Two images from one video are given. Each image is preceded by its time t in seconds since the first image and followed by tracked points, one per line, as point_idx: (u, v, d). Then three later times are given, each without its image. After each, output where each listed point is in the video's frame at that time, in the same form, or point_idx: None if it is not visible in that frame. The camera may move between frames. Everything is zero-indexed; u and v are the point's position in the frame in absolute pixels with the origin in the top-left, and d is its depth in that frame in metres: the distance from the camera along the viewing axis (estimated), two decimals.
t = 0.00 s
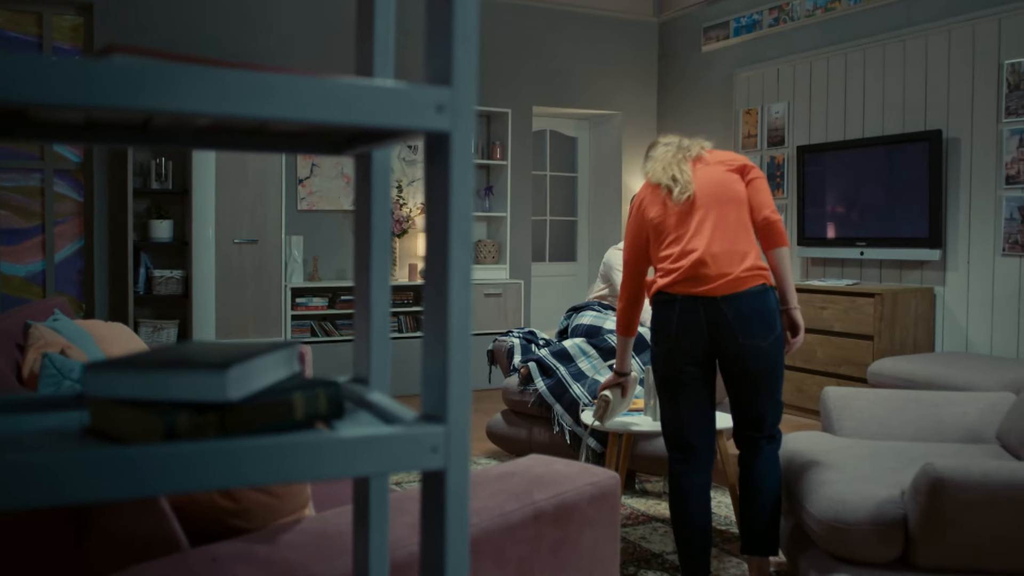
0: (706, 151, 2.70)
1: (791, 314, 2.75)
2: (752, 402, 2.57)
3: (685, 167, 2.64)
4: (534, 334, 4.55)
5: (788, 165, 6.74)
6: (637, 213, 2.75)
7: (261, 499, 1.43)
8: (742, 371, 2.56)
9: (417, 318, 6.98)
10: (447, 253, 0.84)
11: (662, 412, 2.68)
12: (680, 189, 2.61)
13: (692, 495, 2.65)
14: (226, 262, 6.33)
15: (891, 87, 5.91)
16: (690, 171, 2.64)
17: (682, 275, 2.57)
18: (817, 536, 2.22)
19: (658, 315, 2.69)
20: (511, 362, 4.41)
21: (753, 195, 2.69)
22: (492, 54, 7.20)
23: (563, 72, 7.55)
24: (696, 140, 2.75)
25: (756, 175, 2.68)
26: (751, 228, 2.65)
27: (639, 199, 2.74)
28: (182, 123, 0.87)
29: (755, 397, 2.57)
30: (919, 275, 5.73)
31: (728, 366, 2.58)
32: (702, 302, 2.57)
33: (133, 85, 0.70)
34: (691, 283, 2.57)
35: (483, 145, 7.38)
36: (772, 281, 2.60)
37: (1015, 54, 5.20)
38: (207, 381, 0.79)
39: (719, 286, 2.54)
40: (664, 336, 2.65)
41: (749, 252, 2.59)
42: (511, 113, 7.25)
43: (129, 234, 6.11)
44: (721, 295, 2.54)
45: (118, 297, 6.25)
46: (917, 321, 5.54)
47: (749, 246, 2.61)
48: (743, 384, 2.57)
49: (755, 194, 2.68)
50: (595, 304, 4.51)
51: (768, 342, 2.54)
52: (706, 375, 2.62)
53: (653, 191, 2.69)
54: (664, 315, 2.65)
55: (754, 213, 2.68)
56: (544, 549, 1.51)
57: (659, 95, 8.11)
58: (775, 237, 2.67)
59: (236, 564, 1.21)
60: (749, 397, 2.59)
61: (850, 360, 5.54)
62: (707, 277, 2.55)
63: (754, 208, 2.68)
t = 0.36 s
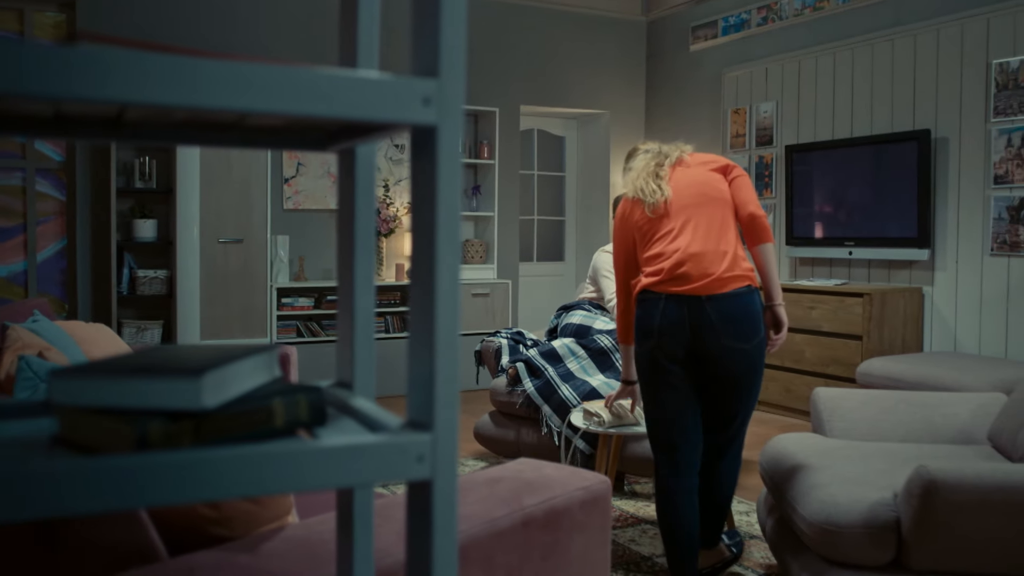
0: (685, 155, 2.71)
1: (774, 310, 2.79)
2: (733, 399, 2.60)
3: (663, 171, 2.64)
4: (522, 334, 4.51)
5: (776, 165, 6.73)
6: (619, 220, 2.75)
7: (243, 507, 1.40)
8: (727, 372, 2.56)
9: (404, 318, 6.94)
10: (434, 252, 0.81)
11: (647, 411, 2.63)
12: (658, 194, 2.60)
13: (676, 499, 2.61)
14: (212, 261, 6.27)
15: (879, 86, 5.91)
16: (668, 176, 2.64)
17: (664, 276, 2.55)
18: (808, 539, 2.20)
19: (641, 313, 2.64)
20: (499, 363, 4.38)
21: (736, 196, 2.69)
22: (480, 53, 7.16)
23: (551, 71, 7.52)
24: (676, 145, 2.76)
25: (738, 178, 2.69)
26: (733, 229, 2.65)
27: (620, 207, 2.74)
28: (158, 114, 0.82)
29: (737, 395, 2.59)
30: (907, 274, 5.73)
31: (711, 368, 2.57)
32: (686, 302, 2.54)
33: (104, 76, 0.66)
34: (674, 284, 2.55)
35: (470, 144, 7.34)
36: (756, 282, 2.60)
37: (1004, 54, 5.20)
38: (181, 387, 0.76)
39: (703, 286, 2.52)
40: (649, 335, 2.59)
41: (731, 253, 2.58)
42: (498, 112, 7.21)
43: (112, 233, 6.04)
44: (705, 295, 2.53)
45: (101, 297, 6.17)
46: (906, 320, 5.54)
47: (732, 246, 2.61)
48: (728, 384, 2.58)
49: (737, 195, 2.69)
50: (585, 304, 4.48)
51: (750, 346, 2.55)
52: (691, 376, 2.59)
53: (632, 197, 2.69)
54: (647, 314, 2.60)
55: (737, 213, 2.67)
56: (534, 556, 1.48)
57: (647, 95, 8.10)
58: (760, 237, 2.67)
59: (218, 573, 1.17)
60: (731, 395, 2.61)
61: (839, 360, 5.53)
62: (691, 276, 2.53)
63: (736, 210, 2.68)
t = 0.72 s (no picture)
0: (685, 140, 2.64)
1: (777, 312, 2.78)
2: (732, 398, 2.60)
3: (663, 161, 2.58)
4: (514, 334, 4.48)
5: (768, 164, 6.72)
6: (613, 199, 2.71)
7: (229, 513, 1.36)
8: (723, 369, 2.56)
9: (394, 318, 6.90)
10: (425, 251, 0.78)
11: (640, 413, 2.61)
12: (655, 186, 2.55)
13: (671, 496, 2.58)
14: (202, 260, 6.23)
15: (871, 85, 5.91)
16: (668, 166, 2.58)
17: (659, 276, 2.54)
18: (803, 540, 2.18)
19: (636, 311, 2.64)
20: (491, 363, 4.35)
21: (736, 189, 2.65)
22: (471, 51, 7.12)
23: (543, 69, 7.49)
24: (677, 126, 2.70)
25: (739, 168, 2.64)
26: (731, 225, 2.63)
27: (614, 187, 2.69)
28: (138, 108, 0.79)
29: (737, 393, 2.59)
30: (900, 273, 5.73)
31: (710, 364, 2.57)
32: (681, 303, 2.54)
33: (81, 66, 0.63)
34: (668, 284, 2.54)
35: (461, 143, 7.30)
36: (752, 280, 2.60)
37: (996, 53, 5.20)
38: (159, 392, 0.72)
39: (698, 287, 2.51)
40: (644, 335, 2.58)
41: (727, 251, 2.57)
42: (489, 110, 7.18)
43: (100, 233, 5.98)
44: (699, 296, 2.52)
45: (88, 297, 6.10)
46: (898, 319, 5.54)
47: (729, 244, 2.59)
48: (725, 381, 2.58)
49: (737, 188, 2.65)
50: (577, 303, 4.46)
51: (748, 345, 2.53)
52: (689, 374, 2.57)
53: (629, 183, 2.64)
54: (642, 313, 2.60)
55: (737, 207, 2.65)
56: (527, 561, 1.45)
57: (638, 93, 8.08)
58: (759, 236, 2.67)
59: None
60: (732, 392, 2.62)
61: (832, 360, 5.52)
62: (686, 277, 2.52)
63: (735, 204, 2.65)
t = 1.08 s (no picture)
0: (727, 129, 2.55)
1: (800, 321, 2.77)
2: (745, 404, 2.50)
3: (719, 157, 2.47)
4: (508, 334, 4.46)
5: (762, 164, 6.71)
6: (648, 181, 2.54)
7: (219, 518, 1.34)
8: (744, 370, 2.49)
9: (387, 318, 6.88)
10: (417, 250, 0.75)
11: (652, 411, 2.53)
12: (714, 185, 2.44)
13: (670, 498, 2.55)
14: (193, 260, 6.19)
15: (865, 84, 5.91)
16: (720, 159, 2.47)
17: (714, 280, 2.45)
18: (800, 542, 2.17)
19: (669, 312, 2.50)
20: (484, 363, 4.33)
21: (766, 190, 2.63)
22: (464, 49, 7.10)
23: (537, 69, 7.47)
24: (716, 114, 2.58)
25: (771, 169, 2.62)
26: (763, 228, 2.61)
27: (653, 169, 2.52)
28: (122, 102, 0.77)
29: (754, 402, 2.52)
30: (894, 273, 5.74)
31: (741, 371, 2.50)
32: (734, 309, 2.46)
33: (68, 58, 0.61)
34: (719, 287, 2.46)
35: (455, 142, 7.28)
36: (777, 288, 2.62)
37: (990, 52, 5.19)
38: (143, 397, 0.70)
39: (750, 294, 2.48)
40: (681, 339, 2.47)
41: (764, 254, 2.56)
42: (483, 109, 7.15)
43: (90, 232, 5.94)
44: (750, 301, 2.47)
45: (79, 297, 6.07)
46: (893, 319, 5.53)
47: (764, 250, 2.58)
48: (741, 383, 2.50)
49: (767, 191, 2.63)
50: (572, 303, 4.44)
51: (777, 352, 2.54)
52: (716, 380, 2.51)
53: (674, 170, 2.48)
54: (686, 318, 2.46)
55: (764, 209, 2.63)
56: (521, 565, 1.42)
57: (632, 93, 8.07)
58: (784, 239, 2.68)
59: None
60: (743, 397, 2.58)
61: (827, 360, 5.52)
62: (739, 284, 2.46)
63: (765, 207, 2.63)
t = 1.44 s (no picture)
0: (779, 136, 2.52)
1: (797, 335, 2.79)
2: (751, 404, 2.46)
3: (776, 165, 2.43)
4: (495, 334, 4.45)
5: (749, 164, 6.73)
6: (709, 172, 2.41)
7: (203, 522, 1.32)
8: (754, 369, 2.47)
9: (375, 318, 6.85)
10: (403, 250, 0.74)
11: (654, 409, 2.52)
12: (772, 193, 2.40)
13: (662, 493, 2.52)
14: (179, 260, 6.15)
15: (853, 85, 5.93)
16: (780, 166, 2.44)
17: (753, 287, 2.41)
18: (788, 543, 2.16)
19: (697, 316, 2.43)
20: (472, 364, 4.31)
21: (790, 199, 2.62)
22: (453, 48, 7.08)
23: (525, 68, 7.46)
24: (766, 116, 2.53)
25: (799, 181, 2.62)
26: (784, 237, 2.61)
27: (720, 159, 2.39)
28: (101, 99, 0.75)
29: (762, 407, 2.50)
30: (881, 273, 5.76)
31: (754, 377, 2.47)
32: (763, 316, 2.44)
33: (66, 55, 0.59)
34: (755, 295, 2.43)
35: (442, 141, 7.26)
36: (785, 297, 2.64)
37: (977, 53, 5.21)
38: (123, 399, 0.68)
39: (778, 304, 2.47)
40: (708, 347, 2.40)
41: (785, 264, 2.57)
42: (471, 109, 7.13)
43: (75, 231, 5.89)
44: (777, 309, 2.47)
45: (64, 297, 6.02)
46: (880, 318, 5.56)
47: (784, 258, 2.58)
48: (751, 383, 2.47)
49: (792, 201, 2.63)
50: (560, 303, 4.44)
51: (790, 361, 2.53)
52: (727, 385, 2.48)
53: (740, 168, 2.40)
54: (719, 324, 2.39)
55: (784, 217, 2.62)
56: (509, 568, 1.41)
57: (621, 92, 8.08)
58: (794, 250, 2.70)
59: None
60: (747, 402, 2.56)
61: (814, 360, 5.54)
62: (771, 293, 2.45)
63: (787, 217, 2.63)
